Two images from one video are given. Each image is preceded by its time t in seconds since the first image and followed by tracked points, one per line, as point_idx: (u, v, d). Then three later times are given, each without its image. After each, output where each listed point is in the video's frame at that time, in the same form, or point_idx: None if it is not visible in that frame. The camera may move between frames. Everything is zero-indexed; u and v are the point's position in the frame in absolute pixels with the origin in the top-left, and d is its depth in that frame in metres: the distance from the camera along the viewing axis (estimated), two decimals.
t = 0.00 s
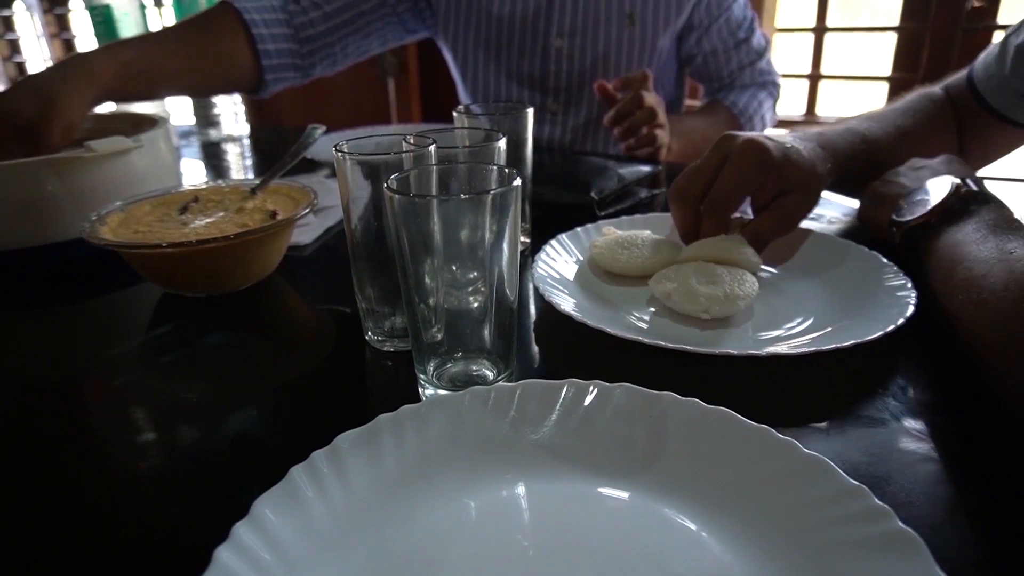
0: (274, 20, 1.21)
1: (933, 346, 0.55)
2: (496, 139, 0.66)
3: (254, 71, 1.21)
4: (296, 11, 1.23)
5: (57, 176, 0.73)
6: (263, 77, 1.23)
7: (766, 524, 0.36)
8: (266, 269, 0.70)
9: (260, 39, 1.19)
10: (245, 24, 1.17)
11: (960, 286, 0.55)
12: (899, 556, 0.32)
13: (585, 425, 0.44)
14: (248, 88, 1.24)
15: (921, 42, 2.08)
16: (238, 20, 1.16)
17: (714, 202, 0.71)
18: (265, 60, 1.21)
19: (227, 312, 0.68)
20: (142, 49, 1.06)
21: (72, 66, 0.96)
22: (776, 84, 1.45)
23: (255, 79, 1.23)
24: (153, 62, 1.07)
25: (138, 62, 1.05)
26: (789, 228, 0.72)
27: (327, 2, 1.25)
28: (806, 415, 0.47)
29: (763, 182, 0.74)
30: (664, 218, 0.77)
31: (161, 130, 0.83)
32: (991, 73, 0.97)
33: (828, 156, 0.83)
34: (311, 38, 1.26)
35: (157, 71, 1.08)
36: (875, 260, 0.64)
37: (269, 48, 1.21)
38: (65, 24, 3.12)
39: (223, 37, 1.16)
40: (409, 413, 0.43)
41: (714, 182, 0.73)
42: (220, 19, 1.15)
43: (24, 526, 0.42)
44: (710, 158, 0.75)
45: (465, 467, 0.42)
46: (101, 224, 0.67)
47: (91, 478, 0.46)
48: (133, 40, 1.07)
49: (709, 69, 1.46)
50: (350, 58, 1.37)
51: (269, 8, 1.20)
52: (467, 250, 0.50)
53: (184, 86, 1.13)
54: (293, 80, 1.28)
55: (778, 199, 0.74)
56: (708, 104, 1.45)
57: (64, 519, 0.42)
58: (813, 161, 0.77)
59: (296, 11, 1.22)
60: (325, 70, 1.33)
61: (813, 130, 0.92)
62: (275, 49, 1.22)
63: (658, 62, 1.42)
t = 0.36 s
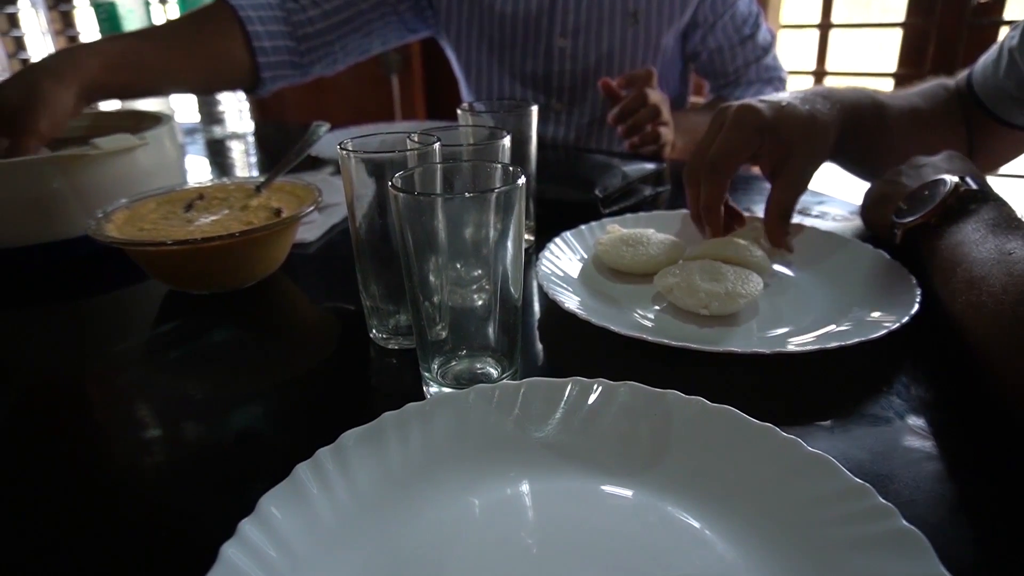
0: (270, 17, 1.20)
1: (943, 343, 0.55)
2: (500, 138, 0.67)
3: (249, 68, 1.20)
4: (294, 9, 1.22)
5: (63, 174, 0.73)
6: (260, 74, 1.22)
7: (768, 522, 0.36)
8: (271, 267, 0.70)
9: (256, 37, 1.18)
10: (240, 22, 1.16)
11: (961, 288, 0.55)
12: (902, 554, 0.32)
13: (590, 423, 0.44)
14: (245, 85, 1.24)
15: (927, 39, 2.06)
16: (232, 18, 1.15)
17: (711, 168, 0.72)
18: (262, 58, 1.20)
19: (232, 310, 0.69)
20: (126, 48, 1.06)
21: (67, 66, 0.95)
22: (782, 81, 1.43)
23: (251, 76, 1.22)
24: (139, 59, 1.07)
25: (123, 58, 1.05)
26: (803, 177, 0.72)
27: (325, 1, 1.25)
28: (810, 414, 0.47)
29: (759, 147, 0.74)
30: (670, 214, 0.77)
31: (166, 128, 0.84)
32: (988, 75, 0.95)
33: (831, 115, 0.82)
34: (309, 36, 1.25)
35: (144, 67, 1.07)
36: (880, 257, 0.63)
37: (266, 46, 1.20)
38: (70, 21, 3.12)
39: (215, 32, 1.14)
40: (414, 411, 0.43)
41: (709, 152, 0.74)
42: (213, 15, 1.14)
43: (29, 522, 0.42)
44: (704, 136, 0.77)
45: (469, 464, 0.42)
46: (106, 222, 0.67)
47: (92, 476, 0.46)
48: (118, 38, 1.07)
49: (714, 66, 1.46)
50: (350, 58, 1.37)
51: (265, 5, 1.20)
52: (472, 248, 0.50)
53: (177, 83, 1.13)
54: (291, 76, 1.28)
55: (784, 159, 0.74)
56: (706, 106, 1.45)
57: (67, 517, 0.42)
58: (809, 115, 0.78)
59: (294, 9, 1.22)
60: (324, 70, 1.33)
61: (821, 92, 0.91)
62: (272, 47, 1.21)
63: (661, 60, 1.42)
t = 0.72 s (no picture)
0: (281, 31, 1.21)
1: (950, 351, 0.55)
2: (508, 148, 0.67)
3: (262, 83, 1.21)
4: (306, 23, 1.24)
5: (76, 184, 0.74)
6: (272, 90, 1.23)
7: (775, 529, 0.37)
8: (281, 275, 0.71)
9: (269, 52, 1.18)
10: (252, 36, 1.17)
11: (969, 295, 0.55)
12: (909, 561, 0.32)
13: (597, 430, 0.44)
14: (258, 100, 1.24)
15: (934, 47, 2.06)
16: (245, 33, 1.16)
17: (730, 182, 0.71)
18: (274, 73, 1.20)
19: (243, 319, 0.69)
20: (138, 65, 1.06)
21: (78, 81, 0.97)
22: (786, 89, 1.46)
23: (264, 92, 1.22)
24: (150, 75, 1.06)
25: (136, 76, 1.05)
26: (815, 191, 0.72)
27: (337, 14, 1.26)
28: (819, 421, 0.47)
29: (777, 161, 0.74)
30: (676, 223, 0.77)
31: (177, 139, 0.85)
32: (999, 85, 0.95)
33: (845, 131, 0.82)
34: (321, 49, 1.26)
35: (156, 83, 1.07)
36: (885, 264, 0.64)
37: (278, 60, 1.20)
38: (81, 32, 3.17)
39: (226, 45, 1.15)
40: (423, 419, 0.44)
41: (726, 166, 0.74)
42: (226, 31, 1.15)
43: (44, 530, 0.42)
44: (720, 146, 0.76)
45: (478, 472, 0.42)
46: (119, 232, 0.68)
47: (105, 483, 0.46)
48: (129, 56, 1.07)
49: (720, 76, 1.47)
50: (360, 70, 1.38)
51: (276, 21, 1.20)
52: (480, 257, 0.51)
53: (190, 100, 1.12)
54: (303, 91, 1.28)
55: (799, 171, 0.74)
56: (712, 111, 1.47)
57: (82, 523, 0.43)
58: (824, 131, 0.78)
59: (305, 23, 1.23)
60: (337, 81, 1.34)
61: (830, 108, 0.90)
62: (285, 62, 1.21)
63: (667, 70, 1.42)
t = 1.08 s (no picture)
0: (258, 66, 1.21)
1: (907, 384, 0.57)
2: (477, 188, 0.69)
3: (238, 116, 1.19)
4: (280, 59, 1.25)
5: (44, 220, 0.74)
6: (248, 124, 1.21)
7: (734, 568, 0.37)
8: (251, 312, 0.71)
9: (246, 86, 1.18)
10: (229, 70, 1.16)
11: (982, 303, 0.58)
12: None
13: (562, 470, 0.45)
14: (232, 134, 1.21)
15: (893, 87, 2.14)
16: (221, 66, 1.15)
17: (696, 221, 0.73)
18: (250, 107, 1.19)
19: (210, 356, 0.69)
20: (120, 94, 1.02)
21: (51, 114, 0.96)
22: (752, 128, 1.48)
23: (240, 126, 1.20)
24: (135, 106, 1.03)
25: (117, 106, 1.01)
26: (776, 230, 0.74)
27: (312, 50, 1.29)
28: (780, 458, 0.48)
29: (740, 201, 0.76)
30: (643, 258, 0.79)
31: (149, 174, 0.85)
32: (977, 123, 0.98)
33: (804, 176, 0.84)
34: (298, 84, 1.27)
35: (141, 115, 1.03)
36: (844, 299, 0.66)
37: (254, 94, 1.19)
38: (54, 62, 3.17)
39: (202, 79, 1.13)
40: (390, 459, 0.44)
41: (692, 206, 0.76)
42: (202, 66, 1.14)
43: None
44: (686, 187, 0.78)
45: (444, 513, 0.42)
46: (87, 269, 0.68)
47: (64, 526, 0.45)
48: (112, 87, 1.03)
49: (688, 114, 1.49)
50: (336, 105, 1.39)
51: (253, 56, 1.20)
52: (448, 294, 0.52)
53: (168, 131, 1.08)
54: (277, 126, 1.27)
55: (761, 211, 0.76)
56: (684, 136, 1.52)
57: (39, 567, 0.42)
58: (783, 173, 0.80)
59: (281, 58, 1.25)
60: (311, 116, 1.34)
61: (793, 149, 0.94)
62: (261, 96, 1.21)
63: (637, 108, 1.46)
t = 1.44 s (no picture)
0: (236, 143, 1.23)
1: (848, 474, 0.60)
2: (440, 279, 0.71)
3: (213, 190, 1.20)
4: (260, 134, 1.29)
5: (7, 296, 0.76)
6: (223, 198, 1.22)
7: None
8: (213, 394, 0.71)
9: (223, 162, 1.20)
10: (207, 147, 1.18)
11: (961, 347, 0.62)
12: None
13: (516, 564, 0.46)
14: (207, 209, 1.22)
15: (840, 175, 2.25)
16: (200, 143, 1.18)
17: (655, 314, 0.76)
18: (227, 183, 1.21)
19: (169, 435, 0.68)
20: (98, 171, 1.03)
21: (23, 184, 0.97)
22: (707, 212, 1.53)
23: (214, 201, 1.21)
24: (110, 183, 1.03)
25: (96, 182, 1.02)
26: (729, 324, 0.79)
27: (290, 128, 1.33)
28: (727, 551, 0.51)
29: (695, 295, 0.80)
30: (599, 343, 0.82)
31: (116, 250, 0.85)
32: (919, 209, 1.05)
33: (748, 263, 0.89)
34: (274, 160, 1.31)
35: (114, 191, 1.04)
36: (789, 389, 0.69)
37: (231, 170, 1.22)
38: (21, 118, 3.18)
39: (180, 156, 1.15)
40: (348, 553, 0.45)
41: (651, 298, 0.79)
42: (182, 142, 1.16)
43: None
44: (646, 277, 0.81)
45: None
46: (47, 349, 0.68)
47: None
48: (89, 162, 1.03)
49: (647, 198, 1.54)
50: (308, 180, 1.42)
51: (233, 134, 1.23)
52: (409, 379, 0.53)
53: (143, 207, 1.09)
54: (251, 200, 1.28)
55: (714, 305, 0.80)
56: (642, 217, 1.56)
57: None
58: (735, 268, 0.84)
59: (259, 135, 1.29)
60: (284, 189, 1.36)
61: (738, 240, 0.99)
62: (238, 171, 1.23)
63: (598, 192, 1.51)
